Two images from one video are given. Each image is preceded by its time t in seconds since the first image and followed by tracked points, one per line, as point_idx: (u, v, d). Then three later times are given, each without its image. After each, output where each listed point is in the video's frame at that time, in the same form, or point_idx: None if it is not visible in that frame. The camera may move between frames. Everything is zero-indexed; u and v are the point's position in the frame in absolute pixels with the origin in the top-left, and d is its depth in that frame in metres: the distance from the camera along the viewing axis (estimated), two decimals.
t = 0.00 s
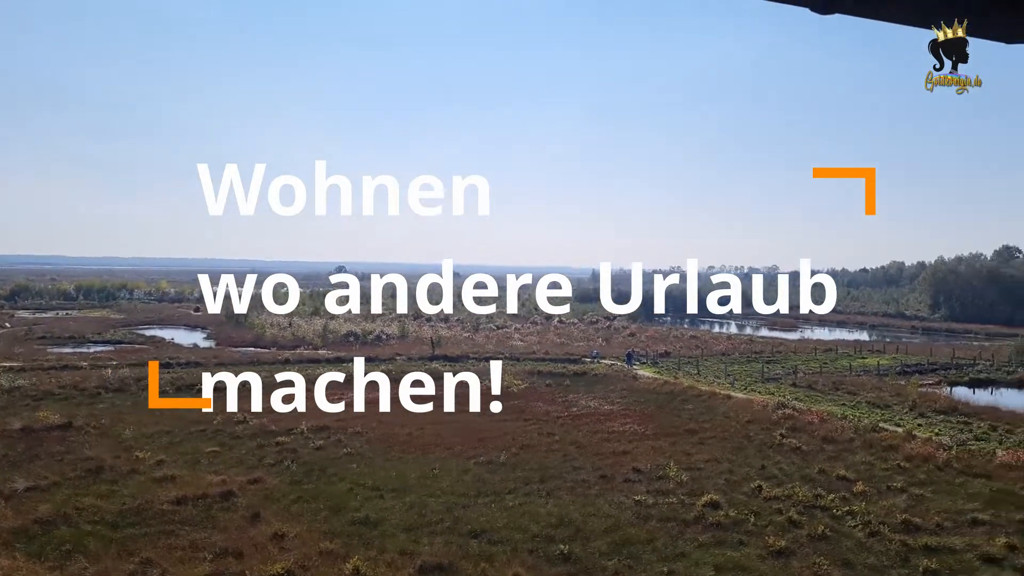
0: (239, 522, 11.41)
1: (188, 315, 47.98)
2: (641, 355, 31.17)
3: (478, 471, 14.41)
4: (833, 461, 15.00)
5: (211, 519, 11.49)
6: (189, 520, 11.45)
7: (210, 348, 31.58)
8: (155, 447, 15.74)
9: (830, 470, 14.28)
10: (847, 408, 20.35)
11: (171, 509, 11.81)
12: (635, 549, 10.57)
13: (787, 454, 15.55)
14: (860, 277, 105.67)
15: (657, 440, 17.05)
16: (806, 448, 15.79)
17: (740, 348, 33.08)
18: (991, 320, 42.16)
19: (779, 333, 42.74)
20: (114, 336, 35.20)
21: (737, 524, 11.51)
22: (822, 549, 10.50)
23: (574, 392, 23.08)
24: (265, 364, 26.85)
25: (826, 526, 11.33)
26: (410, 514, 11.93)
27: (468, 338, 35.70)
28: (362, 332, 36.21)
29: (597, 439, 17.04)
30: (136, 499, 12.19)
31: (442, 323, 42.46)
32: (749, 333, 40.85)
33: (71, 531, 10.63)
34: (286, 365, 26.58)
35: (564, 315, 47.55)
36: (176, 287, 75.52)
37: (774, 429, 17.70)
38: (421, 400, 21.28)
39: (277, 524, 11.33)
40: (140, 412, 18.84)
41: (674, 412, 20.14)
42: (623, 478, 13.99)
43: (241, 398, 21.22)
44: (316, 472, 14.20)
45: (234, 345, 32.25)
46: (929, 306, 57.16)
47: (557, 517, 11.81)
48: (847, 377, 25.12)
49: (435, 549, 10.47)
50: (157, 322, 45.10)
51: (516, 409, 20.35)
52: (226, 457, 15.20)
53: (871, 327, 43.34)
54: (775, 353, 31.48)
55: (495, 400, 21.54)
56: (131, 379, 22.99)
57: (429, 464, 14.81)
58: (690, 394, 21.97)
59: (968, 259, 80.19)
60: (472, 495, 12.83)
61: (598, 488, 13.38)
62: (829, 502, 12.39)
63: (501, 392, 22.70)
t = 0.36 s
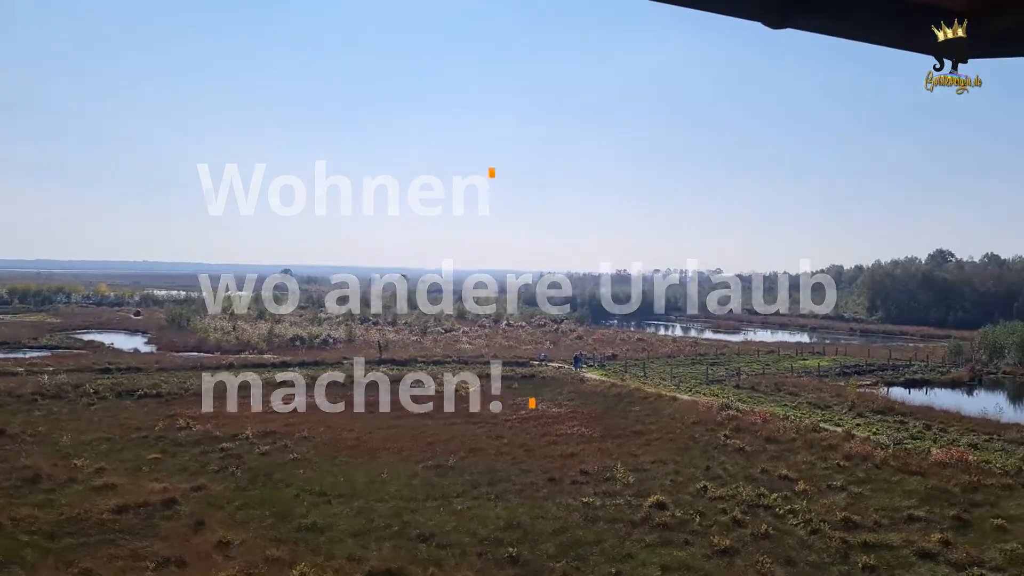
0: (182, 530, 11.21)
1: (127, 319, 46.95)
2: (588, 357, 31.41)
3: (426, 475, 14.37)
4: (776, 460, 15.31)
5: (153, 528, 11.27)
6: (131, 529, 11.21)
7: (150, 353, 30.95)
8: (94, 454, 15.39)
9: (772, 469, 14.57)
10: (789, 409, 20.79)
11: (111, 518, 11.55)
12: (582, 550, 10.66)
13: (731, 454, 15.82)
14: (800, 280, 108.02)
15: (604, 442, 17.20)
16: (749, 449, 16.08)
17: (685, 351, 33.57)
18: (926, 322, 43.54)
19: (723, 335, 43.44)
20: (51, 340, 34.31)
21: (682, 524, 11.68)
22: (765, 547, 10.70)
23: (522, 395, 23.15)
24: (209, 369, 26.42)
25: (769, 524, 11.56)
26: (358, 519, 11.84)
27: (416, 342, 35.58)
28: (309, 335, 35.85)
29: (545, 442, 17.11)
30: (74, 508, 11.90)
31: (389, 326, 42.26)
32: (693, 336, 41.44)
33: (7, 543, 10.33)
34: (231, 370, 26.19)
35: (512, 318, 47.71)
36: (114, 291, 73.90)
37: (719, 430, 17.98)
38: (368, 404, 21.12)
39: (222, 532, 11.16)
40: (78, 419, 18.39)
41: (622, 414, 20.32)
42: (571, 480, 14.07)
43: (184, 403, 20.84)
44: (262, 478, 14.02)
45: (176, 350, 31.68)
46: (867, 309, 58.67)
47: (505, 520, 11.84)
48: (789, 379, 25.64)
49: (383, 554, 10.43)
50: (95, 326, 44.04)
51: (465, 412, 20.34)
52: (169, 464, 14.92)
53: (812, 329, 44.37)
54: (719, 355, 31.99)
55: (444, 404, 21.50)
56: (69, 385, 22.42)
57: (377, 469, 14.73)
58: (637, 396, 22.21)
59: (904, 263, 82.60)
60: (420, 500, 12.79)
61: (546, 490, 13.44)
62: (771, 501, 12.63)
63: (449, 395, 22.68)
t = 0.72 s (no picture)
0: (179, 537, 11.17)
1: (121, 327, 46.76)
2: (584, 361, 31.39)
3: (422, 481, 14.34)
4: (772, 463, 15.31)
5: (150, 536, 11.22)
6: (127, 537, 11.16)
7: (144, 360, 30.83)
8: (89, 463, 15.33)
9: (769, 472, 14.57)
10: (784, 412, 20.81)
11: (108, 526, 11.50)
12: (580, 555, 10.65)
13: (727, 457, 15.82)
14: (795, 282, 108.26)
15: (601, 446, 17.19)
16: (745, 452, 16.08)
17: (680, 354, 33.55)
18: (920, 324, 43.60)
19: (718, 338, 43.47)
20: (45, 349, 34.17)
21: (680, 528, 11.67)
22: (763, 550, 10.69)
23: (518, 399, 23.11)
24: (204, 376, 26.34)
25: (766, 527, 11.55)
26: (355, 526, 11.80)
27: (411, 347, 35.49)
28: (303, 341, 35.76)
29: (542, 447, 17.07)
30: (71, 517, 11.84)
31: (384, 332, 42.17)
32: (689, 339, 41.45)
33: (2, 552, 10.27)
34: (226, 377, 26.11)
35: (507, 323, 47.65)
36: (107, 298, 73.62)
37: (715, 433, 17.98)
38: (363, 410, 21.10)
39: (219, 539, 11.12)
40: (73, 427, 18.31)
41: (618, 417, 20.32)
42: (568, 484, 14.05)
43: (179, 410, 20.77)
44: (258, 485, 13.98)
45: (170, 357, 31.56)
46: (861, 311, 58.84)
47: (502, 525, 11.82)
48: (784, 381, 25.64)
49: (381, 560, 10.41)
50: (88, 333, 43.90)
51: (461, 417, 20.31)
52: (165, 471, 14.88)
53: (807, 332, 44.40)
54: (714, 359, 32.00)
55: (440, 409, 21.46)
56: (63, 393, 22.33)
57: (374, 475, 14.70)
58: (633, 400, 22.20)
59: (898, 265, 82.72)
60: (417, 505, 12.76)
61: (543, 495, 13.42)
62: (768, 504, 12.63)
63: (445, 400, 22.63)
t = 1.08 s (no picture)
0: (165, 548, 11.10)
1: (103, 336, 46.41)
2: (569, 363, 31.41)
3: (409, 486, 14.31)
4: (758, 462, 15.39)
5: (135, 546, 11.16)
6: (113, 548, 11.09)
7: (127, 369, 30.61)
8: (72, 474, 15.21)
9: (755, 471, 14.64)
10: (769, 410, 20.89)
11: (92, 537, 11.41)
12: (568, 557, 10.64)
13: (713, 457, 15.88)
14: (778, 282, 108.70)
15: (587, 448, 17.22)
16: (731, 451, 16.14)
17: (665, 355, 33.62)
18: (901, 321, 43.93)
19: (703, 338, 43.63)
20: (26, 359, 33.88)
21: (667, 528, 11.70)
22: (749, 549, 10.73)
23: (504, 403, 23.10)
24: (188, 384, 26.19)
25: (753, 526, 11.61)
26: (342, 532, 11.78)
27: (396, 352, 35.38)
28: (287, 348, 35.59)
29: (528, 449, 17.06)
30: (54, 528, 11.75)
31: (369, 337, 42.02)
32: (673, 340, 41.58)
33: None
34: (210, 385, 25.96)
35: (492, 326, 47.57)
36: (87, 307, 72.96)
37: (700, 433, 18.05)
38: (349, 416, 21.04)
39: (205, 548, 11.06)
40: (55, 438, 18.16)
41: (604, 419, 20.35)
42: (555, 487, 14.05)
43: (163, 419, 20.65)
44: (244, 493, 13.92)
45: (153, 366, 31.34)
46: (844, 309, 59.21)
47: (490, 529, 11.82)
48: (768, 381, 25.75)
49: (368, 567, 10.38)
50: (70, 343, 43.55)
51: (447, 421, 20.28)
52: (150, 481, 14.79)
53: (790, 330, 44.56)
54: (699, 359, 32.10)
55: (426, 413, 21.42)
56: (45, 403, 22.14)
57: (361, 481, 14.65)
58: (618, 402, 22.25)
59: (879, 263, 83.29)
60: (404, 511, 12.73)
61: (530, 498, 13.41)
62: (754, 502, 12.69)
63: (431, 405, 22.59)
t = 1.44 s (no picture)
0: (123, 556, 10.92)
1: (56, 342, 45.47)
2: (531, 365, 31.45)
3: (373, 489, 14.24)
4: (719, 461, 15.55)
5: (93, 555, 10.97)
6: (70, 558, 10.88)
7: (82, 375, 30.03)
8: (27, 482, 14.90)
9: (717, 470, 14.77)
10: (730, 410, 21.10)
11: (48, 547, 11.19)
12: (533, 559, 10.65)
13: (675, 457, 16.01)
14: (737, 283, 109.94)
15: (551, 449, 17.26)
16: (693, 451, 16.28)
17: (627, 356, 33.80)
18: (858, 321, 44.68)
19: (664, 339, 43.96)
20: None
21: (631, 528, 11.77)
22: (712, 547, 10.84)
23: (468, 404, 23.07)
24: (146, 390, 25.78)
25: (715, 524, 11.73)
26: (305, 537, 11.68)
27: (358, 356, 35.18)
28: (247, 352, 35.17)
29: (493, 452, 17.07)
30: (9, 538, 11.50)
31: (330, 341, 41.74)
32: (635, 341, 41.84)
33: None
34: (168, 391, 25.57)
35: (455, 329, 47.53)
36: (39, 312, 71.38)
37: (662, 433, 18.18)
38: (311, 420, 20.88)
39: (164, 556, 10.89)
40: (9, 447, 17.78)
41: (567, 420, 20.40)
42: (519, 488, 14.06)
43: (120, 425, 20.31)
44: (205, 499, 13.74)
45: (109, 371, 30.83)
46: (802, 309, 60.07)
47: (455, 531, 11.80)
48: (729, 381, 26.01)
49: (332, 572, 10.29)
50: (23, 349, 42.63)
51: (410, 424, 20.21)
52: (107, 488, 14.54)
53: (750, 331, 45.10)
54: (660, 360, 32.32)
55: (389, 417, 21.32)
56: None
57: (324, 485, 14.55)
58: (581, 403, 22.32)
59: (836, 263, 84.69)
60: (367, 515, 12.66)
61: (494, 500, 13.40)
62: (716, 501, 12.82)
63: (395, 408, 22.49)
